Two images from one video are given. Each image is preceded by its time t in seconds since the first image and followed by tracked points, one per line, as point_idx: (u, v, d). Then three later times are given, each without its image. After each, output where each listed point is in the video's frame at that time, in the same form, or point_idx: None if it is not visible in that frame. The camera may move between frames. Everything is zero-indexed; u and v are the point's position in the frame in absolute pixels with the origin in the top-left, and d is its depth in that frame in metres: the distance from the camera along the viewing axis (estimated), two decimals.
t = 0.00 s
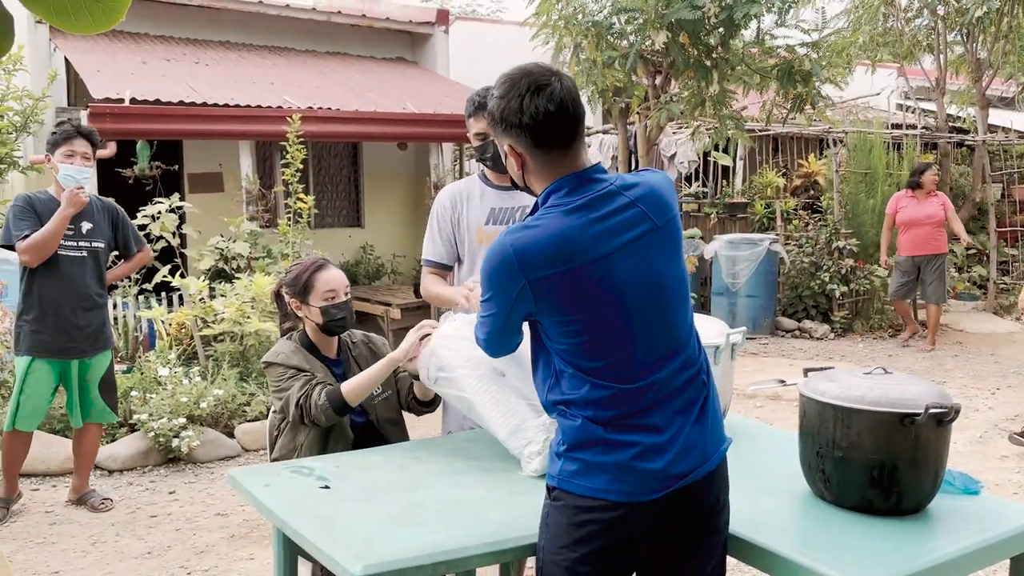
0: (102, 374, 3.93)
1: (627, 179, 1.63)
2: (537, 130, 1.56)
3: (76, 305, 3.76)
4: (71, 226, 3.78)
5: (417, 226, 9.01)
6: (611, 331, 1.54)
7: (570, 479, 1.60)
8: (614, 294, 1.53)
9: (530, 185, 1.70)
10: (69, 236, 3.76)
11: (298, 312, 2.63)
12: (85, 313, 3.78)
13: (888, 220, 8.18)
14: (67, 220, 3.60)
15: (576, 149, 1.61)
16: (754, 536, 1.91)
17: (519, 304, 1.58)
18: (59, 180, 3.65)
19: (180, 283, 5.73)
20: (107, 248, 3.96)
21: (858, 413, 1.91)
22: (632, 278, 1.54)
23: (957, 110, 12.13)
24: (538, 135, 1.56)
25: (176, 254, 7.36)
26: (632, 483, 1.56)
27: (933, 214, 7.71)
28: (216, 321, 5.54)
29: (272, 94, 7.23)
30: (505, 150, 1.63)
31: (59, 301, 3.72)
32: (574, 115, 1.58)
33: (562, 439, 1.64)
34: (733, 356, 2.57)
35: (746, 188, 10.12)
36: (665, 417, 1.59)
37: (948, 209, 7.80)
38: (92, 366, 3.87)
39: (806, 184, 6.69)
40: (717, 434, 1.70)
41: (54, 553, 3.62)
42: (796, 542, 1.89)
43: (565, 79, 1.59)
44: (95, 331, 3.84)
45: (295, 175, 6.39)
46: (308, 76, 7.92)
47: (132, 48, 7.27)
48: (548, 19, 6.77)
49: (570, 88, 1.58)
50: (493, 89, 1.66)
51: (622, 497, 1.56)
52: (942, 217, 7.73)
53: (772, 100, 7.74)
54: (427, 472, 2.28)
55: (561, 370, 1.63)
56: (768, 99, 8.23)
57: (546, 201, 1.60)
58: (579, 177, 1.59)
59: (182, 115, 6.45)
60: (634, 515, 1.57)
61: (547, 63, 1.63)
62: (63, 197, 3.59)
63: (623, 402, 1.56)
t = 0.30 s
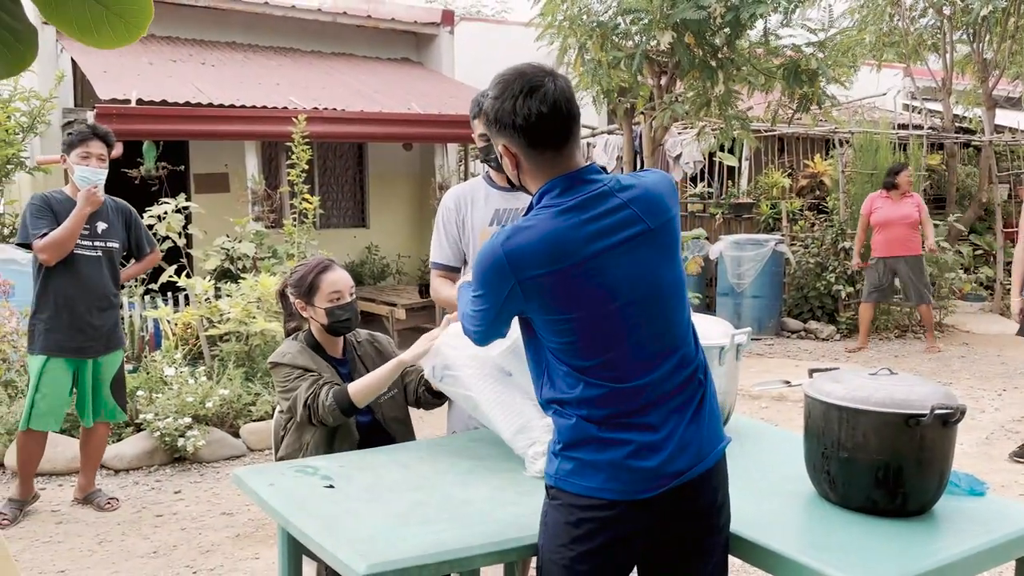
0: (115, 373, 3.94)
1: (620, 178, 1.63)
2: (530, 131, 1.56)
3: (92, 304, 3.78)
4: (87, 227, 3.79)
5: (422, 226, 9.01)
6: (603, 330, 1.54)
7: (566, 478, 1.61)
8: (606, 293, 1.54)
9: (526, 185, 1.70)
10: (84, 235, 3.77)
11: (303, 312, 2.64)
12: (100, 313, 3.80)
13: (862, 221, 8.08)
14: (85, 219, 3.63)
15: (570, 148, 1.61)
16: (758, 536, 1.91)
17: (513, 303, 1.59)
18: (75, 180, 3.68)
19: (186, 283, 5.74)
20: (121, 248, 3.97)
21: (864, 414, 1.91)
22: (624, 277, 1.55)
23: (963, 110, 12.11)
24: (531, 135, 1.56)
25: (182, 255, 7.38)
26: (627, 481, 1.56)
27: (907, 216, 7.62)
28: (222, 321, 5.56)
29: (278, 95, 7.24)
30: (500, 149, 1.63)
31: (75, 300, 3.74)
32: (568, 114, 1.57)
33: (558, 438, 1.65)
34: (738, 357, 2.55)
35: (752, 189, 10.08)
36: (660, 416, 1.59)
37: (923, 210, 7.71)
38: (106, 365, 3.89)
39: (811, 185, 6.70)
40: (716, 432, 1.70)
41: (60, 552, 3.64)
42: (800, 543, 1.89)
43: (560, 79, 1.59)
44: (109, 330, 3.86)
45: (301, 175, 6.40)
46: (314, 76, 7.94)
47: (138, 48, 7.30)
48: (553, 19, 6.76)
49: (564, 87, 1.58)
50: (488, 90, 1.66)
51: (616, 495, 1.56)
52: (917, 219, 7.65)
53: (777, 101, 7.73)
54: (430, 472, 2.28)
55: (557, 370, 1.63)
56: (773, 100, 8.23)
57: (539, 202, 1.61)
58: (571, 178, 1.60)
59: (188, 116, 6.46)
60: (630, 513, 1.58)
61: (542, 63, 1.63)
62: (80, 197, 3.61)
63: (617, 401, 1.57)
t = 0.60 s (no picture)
0: (115, 374, 3.96)
1: (615, 176, 1.63)
2: (523, 128, 1.57)
3: (92, 303, 3.79)
4: (87, 226, 3.80)
5: (427, 225, 9.02)
6: (595, 328, 1.55)
7: (561, 476, 1.62)
8: (598, 291, 1.54)
9: (522, 182, 1.71)
10: (82, 235, 3.78)
11: (308, 312, 2.64)
12: (100, 312, 3.81)
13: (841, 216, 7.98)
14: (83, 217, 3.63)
15: (566, 145, 1.61)
16: (761, 536, 1.91)
17: (506, 302, 1.60)
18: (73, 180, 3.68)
19: (191, 283, 5.76)
20: (120, 249, 3.98)
21: (867, 415, 1.91)
22: (616, 275, 1.55)
23: (969, 110, 12.07)
24: (526, 131, 1.57)
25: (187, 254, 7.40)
26: (620, 479, 1.56)
27: (882, 213, 7.48)
28: (227, 321, 5.57)
29: (283, 95, 7.25)
30: (496, 144, 1.64)
31: (75, 299, 3.75)
32: (564, 111, 1.58)
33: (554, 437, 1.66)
34: (742, 357, 2.54)
35: (757, 189, 10.05)
36: (653, 414, 1.59)
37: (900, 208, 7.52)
38: (106, 365, 3.90)
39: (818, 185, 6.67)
40: (714, 430, 1.69)
41: (67, 551, 3.65)
42: (802, 543, 1.89)
43: (556, 78, 1.60)
44: (108, 329, 3.86)
45: (306, 175, 6.41)
46: (319, 76, 7.95)
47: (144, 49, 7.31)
48: (558, 19, 6.74)
49: (561, 86, 1.59)
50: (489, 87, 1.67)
51: (609, 493, 1.57)
52: (891, 217, 7.49)
53: (782, 101, 7.70)
54: (433, 472, 2.29)
55: (551, 368, 1.64)
56: (778, 100, 8.22)
57: (532, 200, 1.62)
58: (564, 175, 1.60)
59: (194, 116, 6.48)
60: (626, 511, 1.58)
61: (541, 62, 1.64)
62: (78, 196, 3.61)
63: (609, 399, 1.57)
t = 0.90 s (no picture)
0: (111, 371, 3.97)
1: (625, 177, 1.63)
2: (521, 116, 1.63)
3: (82, 299, 3.80)
4: (75, 223, 3.80)
5: (431, 224, 9.03)
6: (596, 327, 1.55)
7: (562, 476, 1.62)
8: (601, 291, 1.54)
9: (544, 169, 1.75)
10: (69, 232, 3.78)
11: (311, 308, 2.64)
12: (91, 308, 3.82)
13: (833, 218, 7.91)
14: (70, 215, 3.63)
15: (570, 138, 1.63)
16: (766, 537, 1.90)
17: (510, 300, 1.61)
18: (60, 176, 3.69)
19: (196, 281, 5.77)
20: (110, 245, 3.98)
21: (873, 414, 1.90)
22: (620, 276, 1.55)
23: (975, 109, 12.04)
24: (523, 119, 1.62)
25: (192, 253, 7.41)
26: (619, 478, 1.56)
27: (864, 219, 7.40)
28: (232, 319, 5.58)
29: (288, 94, 7.25)
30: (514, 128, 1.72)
31: (65, 296, 3.76)
32: (570, 105, 1.59)
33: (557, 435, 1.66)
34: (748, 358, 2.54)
35: (762, 188, 10.03)
36: (655, 414, 1.59)
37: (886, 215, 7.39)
38: (100, 364, 3.90)
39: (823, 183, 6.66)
40: (718, 431, 1.68)
41: (72, 549, 3.65)
42: (806, 543, 1.88)
43: (577, 73, 1.62)
44: (101, 325, 3.87)
45: (311, 174, 6.41)
46: (324, 75, 7.95)
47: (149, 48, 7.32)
48: (562, 18, 6.73)
49: (578, 82, 1.60)
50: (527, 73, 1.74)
51: (607, 493, 1.56)
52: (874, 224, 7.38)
53: (787, 100, 7.70)
54: (435, 471, 2.28)
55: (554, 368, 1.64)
56: (783, 99, 8.20)
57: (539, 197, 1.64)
58: (573, 176, 1.62)
59: (197, 115, 6.48)
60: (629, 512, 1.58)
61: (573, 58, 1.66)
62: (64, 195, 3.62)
63: (610, 398, 1.57)
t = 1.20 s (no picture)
0: (111, 370, 3.97)
1: (662, 178, 1.64)
2: (576, 109, 1.68)
3: (82, 298, 3.81)
4: (70, 222, 3.80)
5: (436, 224, 9.04)
6: (617, 325, 1.57)
7: (576, 476, 1.63)
8: (625, 291, 1.56)
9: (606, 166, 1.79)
10: (66, 231, 3.78)
11: (316, 306, 2.64)
12: (90, 307, 3.83)
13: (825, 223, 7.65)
14: (65, 215, 3.63)
15: (623, 132, 1.66)
16: (773, 537, 1.90)
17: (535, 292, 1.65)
18: (54, 176, 3.69)
19: (200, 280, 5.78)
20: (105, 242, 3.98)
21: (878, 413, 1.89)
22: (645, 278, 1.56)
23: (980, 108, 12.01)
24: (577, 112, 1.68)
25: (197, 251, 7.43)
26: (632, 480, 1.57)
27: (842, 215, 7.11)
28: (236, 318, 5.59)
29: (293, 93, 7.25)
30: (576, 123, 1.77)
31: (64, 295, 3.77)
32: (626, 97, 1.62)
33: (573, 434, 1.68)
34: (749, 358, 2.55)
35: (767, 187, 10.00)
36: (672, 417, 1.60)
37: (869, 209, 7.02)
38: (99, 362, 3.91)
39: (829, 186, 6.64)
40: (737, 438, 1.68)
41: (76, 547, 3.66)
42: (811, 542, 1.88)
43: (640, 70, 1.65)
44: (99, 324, 3.88)
45: (314, 173, 6.41)
46: (328, 74, 7.95)
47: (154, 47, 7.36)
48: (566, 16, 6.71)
49: (633, 80, 1.63)
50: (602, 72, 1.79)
51: (618, 495, 1.58)
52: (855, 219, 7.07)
53: (792, 99, 7.67)
54: (441, 470, 2.28)
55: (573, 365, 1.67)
56: (788, 98, 8.19)
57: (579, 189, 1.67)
58: (610, 172, 1.64)
59: (200, 113, 6.49)
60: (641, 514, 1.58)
61: (641, 58, 1.70)
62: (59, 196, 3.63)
63: (627, 399, 1.59)
